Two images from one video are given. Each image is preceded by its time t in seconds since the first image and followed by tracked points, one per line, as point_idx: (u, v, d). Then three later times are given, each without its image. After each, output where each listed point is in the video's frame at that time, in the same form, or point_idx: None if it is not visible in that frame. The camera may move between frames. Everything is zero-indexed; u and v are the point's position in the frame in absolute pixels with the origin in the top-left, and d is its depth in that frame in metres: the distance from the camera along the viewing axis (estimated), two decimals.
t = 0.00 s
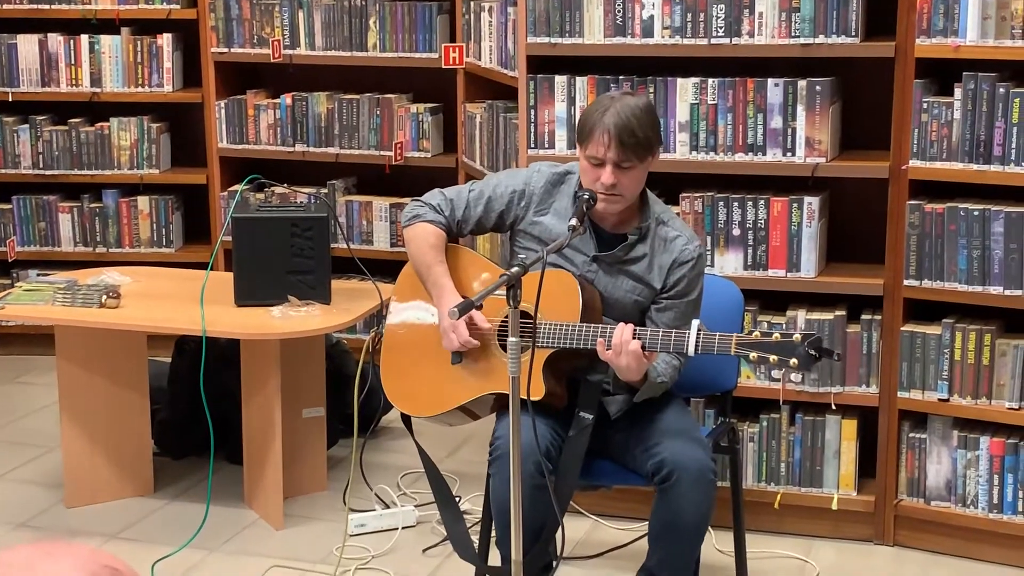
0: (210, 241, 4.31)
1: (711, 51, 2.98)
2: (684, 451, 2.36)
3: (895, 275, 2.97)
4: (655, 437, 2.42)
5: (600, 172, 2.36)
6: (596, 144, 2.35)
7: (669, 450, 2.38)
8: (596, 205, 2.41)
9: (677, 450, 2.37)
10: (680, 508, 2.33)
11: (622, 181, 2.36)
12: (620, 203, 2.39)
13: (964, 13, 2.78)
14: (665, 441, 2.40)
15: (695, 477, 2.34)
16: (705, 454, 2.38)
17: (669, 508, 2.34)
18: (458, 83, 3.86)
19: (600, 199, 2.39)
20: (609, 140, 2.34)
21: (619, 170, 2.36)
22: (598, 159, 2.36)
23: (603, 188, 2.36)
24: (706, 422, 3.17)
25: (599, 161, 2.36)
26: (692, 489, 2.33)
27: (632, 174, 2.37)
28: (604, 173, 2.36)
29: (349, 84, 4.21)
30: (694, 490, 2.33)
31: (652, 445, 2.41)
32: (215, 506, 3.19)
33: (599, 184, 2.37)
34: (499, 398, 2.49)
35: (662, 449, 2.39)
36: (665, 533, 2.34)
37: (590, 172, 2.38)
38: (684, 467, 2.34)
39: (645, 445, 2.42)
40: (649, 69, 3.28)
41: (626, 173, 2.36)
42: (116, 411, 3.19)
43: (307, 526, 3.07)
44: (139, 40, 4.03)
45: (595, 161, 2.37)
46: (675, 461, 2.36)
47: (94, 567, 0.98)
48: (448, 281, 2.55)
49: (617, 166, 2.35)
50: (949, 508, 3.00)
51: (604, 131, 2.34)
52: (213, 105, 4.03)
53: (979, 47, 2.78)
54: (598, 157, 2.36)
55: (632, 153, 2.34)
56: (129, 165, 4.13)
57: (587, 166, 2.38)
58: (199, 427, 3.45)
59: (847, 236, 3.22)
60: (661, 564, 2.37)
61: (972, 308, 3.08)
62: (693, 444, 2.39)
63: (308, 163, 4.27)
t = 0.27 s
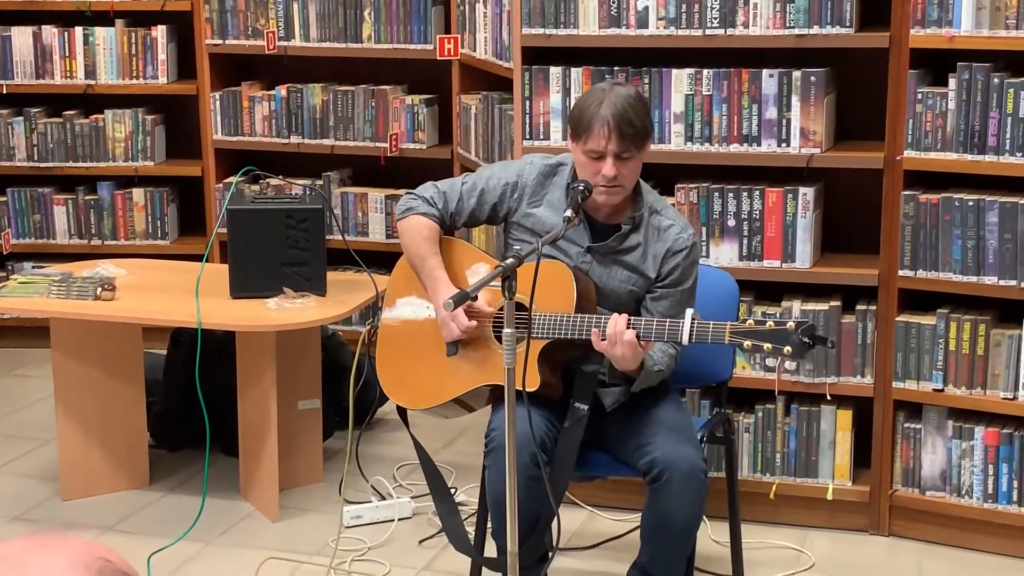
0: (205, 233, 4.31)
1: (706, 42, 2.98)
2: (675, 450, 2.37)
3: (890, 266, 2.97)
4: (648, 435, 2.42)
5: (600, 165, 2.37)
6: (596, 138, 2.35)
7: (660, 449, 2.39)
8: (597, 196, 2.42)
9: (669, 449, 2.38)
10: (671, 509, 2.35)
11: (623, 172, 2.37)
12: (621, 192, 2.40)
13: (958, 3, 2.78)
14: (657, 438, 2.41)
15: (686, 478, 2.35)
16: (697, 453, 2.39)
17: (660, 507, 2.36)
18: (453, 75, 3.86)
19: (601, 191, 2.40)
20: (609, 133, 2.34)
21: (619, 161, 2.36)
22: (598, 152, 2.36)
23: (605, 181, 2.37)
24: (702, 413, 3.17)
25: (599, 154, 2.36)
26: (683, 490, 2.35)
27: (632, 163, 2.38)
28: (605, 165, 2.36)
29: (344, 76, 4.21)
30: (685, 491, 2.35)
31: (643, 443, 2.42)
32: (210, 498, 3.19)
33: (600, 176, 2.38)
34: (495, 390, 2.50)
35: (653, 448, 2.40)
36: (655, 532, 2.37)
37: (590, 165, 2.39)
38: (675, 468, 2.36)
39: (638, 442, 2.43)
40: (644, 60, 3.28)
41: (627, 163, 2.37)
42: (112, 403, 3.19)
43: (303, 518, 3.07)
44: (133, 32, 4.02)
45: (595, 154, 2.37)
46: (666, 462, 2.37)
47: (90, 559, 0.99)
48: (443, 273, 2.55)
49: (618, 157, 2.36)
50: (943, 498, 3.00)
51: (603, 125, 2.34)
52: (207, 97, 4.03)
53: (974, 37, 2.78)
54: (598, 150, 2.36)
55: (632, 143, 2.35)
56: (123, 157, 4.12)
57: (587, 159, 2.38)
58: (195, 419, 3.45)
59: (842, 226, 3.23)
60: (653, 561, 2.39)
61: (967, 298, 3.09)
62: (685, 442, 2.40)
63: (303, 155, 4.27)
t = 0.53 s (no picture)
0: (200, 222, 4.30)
1: (701, 29, 2.97)
2: (674, 438, 2.37)
3: (884, 253, 2.97)
4: (645, 424, 2.42)
5: (590, 150, 2.37)
6: (584, 123, 2.35)
7: (658, 437, 2.39)
8: (589, 183, 2.42)
9: (667, 437, 2.38)
10: (668, 497, 2.36)
11: (613, 156, 2.37)
12: (613, 176, 2.40)
13: None
14: (655, 427, 2.41)
15: (684, 465, 2.35)
16: (694, 441, 2.39)
17: (658, 495, 2.36)
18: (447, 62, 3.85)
19: (593, 177, 2.40)
20: (597, 117, 2.34)
21: (609, 145, 2.37)
22: (587, 137, 2.37)
23: (595, 166, 2.37)
24: (696, 400, 3.17)
25: (589, 139, 2.37)
26: (680, 478, 2.35)
27: (622, 147, 2.38)
28: (595, 150, 2.36)
29: (338, 64, 4.20)
30: (682, 479, 2.35)
31: (641, 431, 2.42)
32: (205, 486, 3.19)
33: (591, 161, 2.38)
34: (489, 377, 2.49)
35: (652, 436, 2.40)
36: (652, 520, 2.37)
37: (579, 151, 2.39)
38: (674, 455, 2.36)
39: (636, 430, 2.42)
40: (639, 47, 3.27)
41: (616, 147, 2.37)
42: (107, 392, 3.19)
43: (298, 506, 3.07)
44: (127, 20, 4.01)
45: (584, 140, 2.37)
46: (664, 450, 2.37)
47: (74, 547, 0.80)
48: (436, 260, 2.55)
49: (607, 141, 2.36)
50: (938, 485, 3.00)
51: (591, 110, 2.34)
52: (201, 85, 4.02)
53: (969, 24, 2.77)
54: (587, 136, 2.36)
55: (620, 126, 2.35)
56: (117, 146, 4.12)
57: (576, 146, 2.38)
58: (190, 407, 3.45)
59: (837, 214, 3.22)
60: (651, 547, 2.40)
61: (962, 285, 3.09)
62: (682, 430, 2.40)
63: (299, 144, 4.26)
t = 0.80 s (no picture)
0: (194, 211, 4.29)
1: (696, 20, 2.97)
2: (668, 420, 2.38)
3: (879, 244, 2.97)
4: (641, 408, 2.43)
5: (585, 136, 2.37)
6: (579, 107, 2.35)
7: (653, 420, 2.39)
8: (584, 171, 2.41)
9: (661, 419, 2.39)
10: (665, 476, 2.35)
11: (607, 141, 2.37)
12: (607, 162, 2.39)
13: None
14: (650, 411, 2.41)
15: (679, 445, 2.36)
16: (689, 423, 2.40)
17: (654, 476, 2.36)
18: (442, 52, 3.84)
19: (587, 163, 2.39)
20: (591, 102, 2.35)
21: (603, 131, 2.37)
22: (581, 123, 2.37)
23: (591, 151, 2.37)
24: (690, 391, 3.17)
25: (583, 124, 2.37)
26: (676, 458, 2.35)
27: (615, 133, 2.38)
28: (590, 135, 2.36)
29: (333, 54, 4.19)
30: (678, 459, 2.35)
31: (636, 414, 2.42)
32: (199, 476, 3.19)
33: (585, 147, 2.37)
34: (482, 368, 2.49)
35: (646, 418, 2.40)
36: (649, 502, 2.37)
37: (574, 138, 2.38)
38: (669, 436, 2.36)
39: (631, 414, 2.43)
40: (636, 38, 3.27)
41: (610, 132, 2.37)
42: (100, 380, 3.18)
43: (292, 496, 3.07)
44: (121, 8, 4.00)
45: (578, 126, 2.37)
46: (659, 431, 2.37)
47: (69, 538, 0.79)
48: (427, 253, 2.55)
49: (601, 126, 2.36)
50: (931, 476, 3.01)
51: (584, 94, 2.35)
52: (196, 74, 4.00)
53: (965, 16, 2.77)
54: (581, 122, 2.36)
55: (613, 110, 2.36)
56: (111, 134, 4.10)
57: (571, 133, 2.38)
58: (184, 396, 3.44)
59: (832, 205, 3.22)
60: (646, 533, 2.40)
61: (956, 278, 3.09)
62: (677, 413, 2.41)
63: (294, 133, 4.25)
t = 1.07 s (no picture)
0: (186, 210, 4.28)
1: (690, 24, 2.97)
2: (655, 438, 2.38)
3: (871, 248, 2.98)
4: (628, 423, 2.43)
5: (579, 132, 2.37)
6: (574, 103, 2.36)
7: (639, 436, 2.39)
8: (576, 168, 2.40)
9: (649, 435, 2.39)
10: (649, 494, 2.36)
11: (600, 138, 2.38)
12: (599, 160, 2.40)
13: None
14: (637, 425, 2.41)
15: (665, 463, 2.36)
16: (675, 440, 2.39)
17: (639, 492, 2.36)
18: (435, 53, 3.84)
19: (580, 160, 2.39)
20: (586, 97, 2.36)
21: (596, 127, 2.38)
22: (575, 119, 2.37)
23: (584, 147, 2.37)
24: (682, 394, 3.17)
25: (577, 120, 2.37)
26: (661, 476, 2.35)
27: (607, 130, 2.40)
28: (584, 131, 2.37)
29: (326, 53, 4.18)
30: (663, 477, 2.35)
31: (623, 428, 2.42)
32: (189, 475, 3.18)
33: (580, 143, 2.38)
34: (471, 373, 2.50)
35: (633, 434, 2.40)
36: (633, 517, 2.37)
37: (567, 135, 2.38)
38: (654, 454, 2.36)
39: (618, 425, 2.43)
40: (630, 40, 3.27)
41: (602, 129, 2.39)
42: (91, 379, 3.17)
43: (282, 496, 3.06)
44: (114, 6, 3.99)
45: (572, 122, 2.37)
46: (646, 448, 2.37)
47: (69, 536, 0.78)
48: (415, 257, 2.55)
49: (595, 123, 2.37)
50: (920, 480, 3.02)
51: (580, 90, 2.36)
52: (188, 73, 4.00)
53: (958, 22, 2.78)
54: (575, 118, 2.37)
55: (607, 107, 2.38)
56: (103, 132, 4.09)
57: (565, 129, 2.38)
58: (174, 395, 3.43)
59: (824, 209, 3.23)
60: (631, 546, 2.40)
61: (947, 283, 3.10)
62: (664, 429, 2.40)
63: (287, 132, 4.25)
